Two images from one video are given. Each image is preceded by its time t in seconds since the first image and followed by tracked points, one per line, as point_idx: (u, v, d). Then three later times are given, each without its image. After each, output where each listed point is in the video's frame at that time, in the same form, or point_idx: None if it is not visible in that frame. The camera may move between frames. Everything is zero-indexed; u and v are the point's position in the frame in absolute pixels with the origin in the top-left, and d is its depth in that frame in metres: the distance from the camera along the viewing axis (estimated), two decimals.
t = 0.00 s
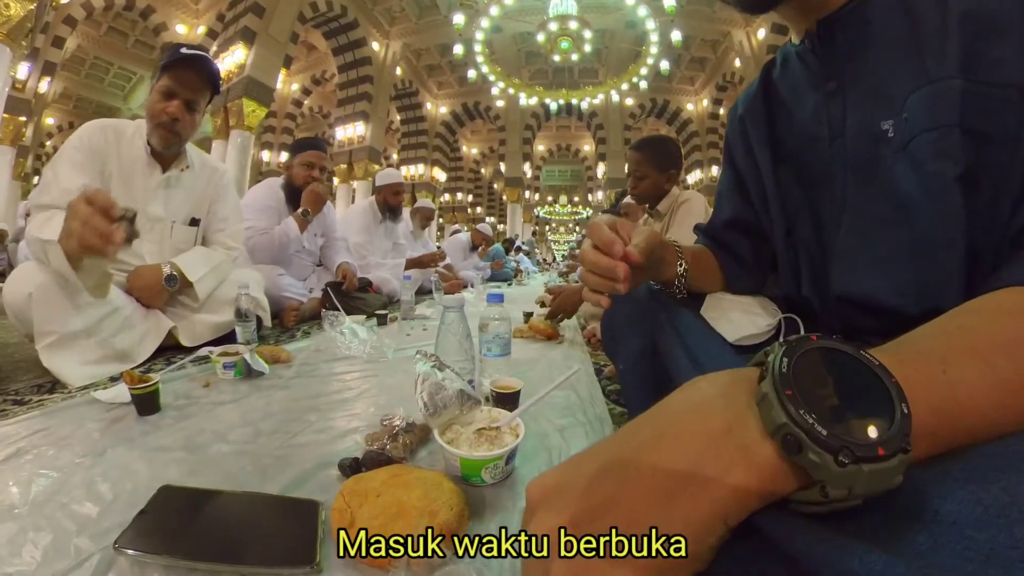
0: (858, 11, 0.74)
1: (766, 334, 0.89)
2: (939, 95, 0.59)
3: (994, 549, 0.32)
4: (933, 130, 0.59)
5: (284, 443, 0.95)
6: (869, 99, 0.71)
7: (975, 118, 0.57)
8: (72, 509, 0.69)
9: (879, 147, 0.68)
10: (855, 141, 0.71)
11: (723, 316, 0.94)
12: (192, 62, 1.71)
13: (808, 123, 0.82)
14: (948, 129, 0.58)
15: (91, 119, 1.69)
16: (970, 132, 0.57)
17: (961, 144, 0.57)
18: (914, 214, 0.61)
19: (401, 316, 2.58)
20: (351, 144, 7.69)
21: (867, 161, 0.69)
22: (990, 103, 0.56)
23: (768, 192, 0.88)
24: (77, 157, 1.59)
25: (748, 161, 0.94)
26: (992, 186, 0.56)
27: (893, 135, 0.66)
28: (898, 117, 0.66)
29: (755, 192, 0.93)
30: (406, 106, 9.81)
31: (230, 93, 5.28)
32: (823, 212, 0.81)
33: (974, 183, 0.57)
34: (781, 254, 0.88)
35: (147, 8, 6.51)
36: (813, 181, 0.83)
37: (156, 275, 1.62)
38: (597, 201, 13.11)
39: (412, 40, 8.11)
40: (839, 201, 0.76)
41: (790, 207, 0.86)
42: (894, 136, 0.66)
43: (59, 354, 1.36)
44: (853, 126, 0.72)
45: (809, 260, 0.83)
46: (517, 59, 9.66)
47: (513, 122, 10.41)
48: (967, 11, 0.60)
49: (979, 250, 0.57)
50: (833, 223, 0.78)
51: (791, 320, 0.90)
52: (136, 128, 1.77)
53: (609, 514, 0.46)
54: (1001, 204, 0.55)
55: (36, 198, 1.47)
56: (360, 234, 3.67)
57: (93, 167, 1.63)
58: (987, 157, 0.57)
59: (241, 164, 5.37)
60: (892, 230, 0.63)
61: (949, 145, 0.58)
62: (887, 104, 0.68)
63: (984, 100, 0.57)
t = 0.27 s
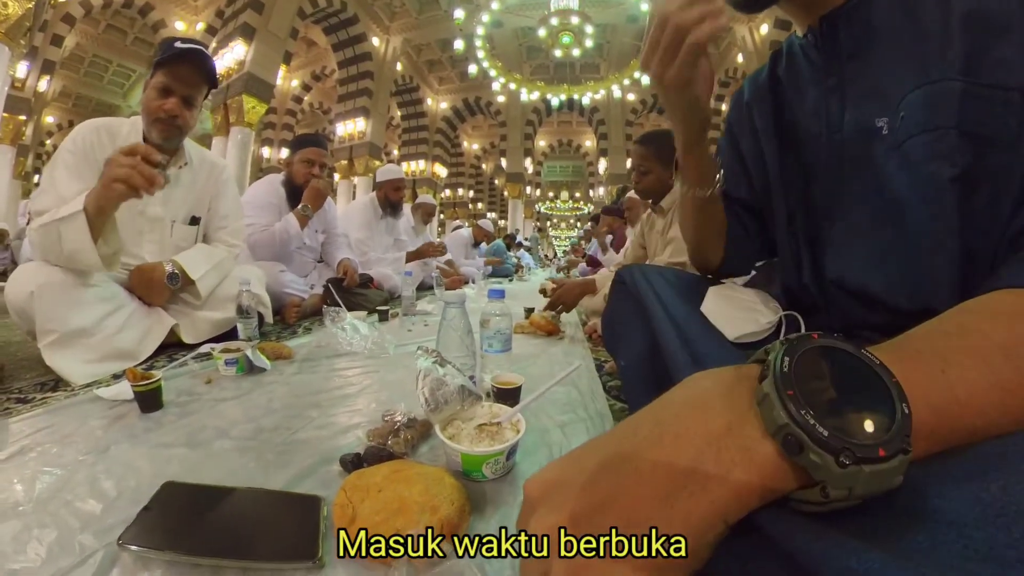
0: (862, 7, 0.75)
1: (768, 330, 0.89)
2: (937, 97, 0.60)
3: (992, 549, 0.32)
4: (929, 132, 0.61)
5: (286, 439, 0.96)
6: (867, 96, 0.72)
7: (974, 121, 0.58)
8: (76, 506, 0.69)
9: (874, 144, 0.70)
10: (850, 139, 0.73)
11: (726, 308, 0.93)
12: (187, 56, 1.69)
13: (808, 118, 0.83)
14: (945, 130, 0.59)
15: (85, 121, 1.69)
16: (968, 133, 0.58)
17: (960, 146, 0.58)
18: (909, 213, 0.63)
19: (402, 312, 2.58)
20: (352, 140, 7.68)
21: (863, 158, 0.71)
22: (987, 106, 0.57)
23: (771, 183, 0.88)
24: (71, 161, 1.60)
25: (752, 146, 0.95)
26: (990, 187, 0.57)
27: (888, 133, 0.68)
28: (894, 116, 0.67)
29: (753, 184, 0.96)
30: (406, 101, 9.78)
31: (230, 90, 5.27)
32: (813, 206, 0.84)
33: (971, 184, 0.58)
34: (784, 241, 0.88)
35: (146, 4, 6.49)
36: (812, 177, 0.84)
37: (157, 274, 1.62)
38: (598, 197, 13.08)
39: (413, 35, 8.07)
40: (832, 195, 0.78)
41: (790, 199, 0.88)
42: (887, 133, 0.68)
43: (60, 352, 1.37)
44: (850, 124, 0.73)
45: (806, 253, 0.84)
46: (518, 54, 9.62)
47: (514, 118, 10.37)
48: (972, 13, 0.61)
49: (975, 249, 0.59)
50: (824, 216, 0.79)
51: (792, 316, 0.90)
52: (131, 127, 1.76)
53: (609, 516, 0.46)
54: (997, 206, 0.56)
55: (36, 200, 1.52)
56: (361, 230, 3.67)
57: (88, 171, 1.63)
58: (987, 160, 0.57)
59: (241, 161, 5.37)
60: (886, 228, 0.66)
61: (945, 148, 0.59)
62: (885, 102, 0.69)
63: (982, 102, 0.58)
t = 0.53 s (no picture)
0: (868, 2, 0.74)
1: (768, 327, 0.89)
2: (941, 94, 0.60)
3: (991, 549, 0.32)
4: (932, 130, 0.60)
5: (288, 435, 0.96)
6: (869, 91, 0.72)
7: (977, 120, 0.57)
8: (80, 503, 0.70)
9: (874, 139, 0.70)
10: (851, 133, 0.73)
11: (725, 305, 0.93)
12: (179, 53, 1.68)
13: (812, 112, 0.84)
14: (949, 129, 0.58)
15: (82, 119, 1.68)
16: (972, 132, 0.57)
17: (964, 145, 0.57)
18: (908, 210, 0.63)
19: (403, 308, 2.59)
20: (352, 137, 7.68)
21: (863, 153, 0.72)
22: (993, 104, 0.56)
23: (775, 175, 0.91)
24: (69, 161, 1.61)
25: (756, 135, 0.98)
26: (994, 186, 0.56)
27: (888, 128, 0.68)
28: (896, 112, 0.67)
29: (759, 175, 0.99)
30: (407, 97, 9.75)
31: (230, 87, 5.27)
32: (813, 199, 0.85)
33: (975, 184, 0.58)
34: (784, 231, 0.90)
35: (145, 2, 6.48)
36: (814, 171, 0.85)
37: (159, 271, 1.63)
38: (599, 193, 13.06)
39: (413, 31, 8.03)
40: (833, 188, 0.79)
41: (794, 192, 0.90)
42: (887, 129, 0.68)
43: (63, 350, 1.38)
44: (851, 119, 0.74)
45: (809, 244, 0.86)
46: (519, 50, 9.58)
47: (515, 114, 10.35)
48: (980, 16, 0.60)
49: (976, 249, 0.59)
50: (826, 209, 0.80)
51: (792, 314, 0.91)
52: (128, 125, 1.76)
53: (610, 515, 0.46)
54: (1001, 207, 0.56)
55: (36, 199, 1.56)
56: (361, 226, 3.67)
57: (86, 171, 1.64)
58: (991, 159, 0.57)
59: (241, 158, 5.37)
60: (884, 223, 0.67)
61: (948, 146, 0.58)
62: (887, 97, 0.69)
63: (987, 101, 0.57)
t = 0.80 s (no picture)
0: None
1: (768, 324, 0.87)
2: (943, 94, 0.60)
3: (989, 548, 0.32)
4: (934, 129, 0.60)
5: (290, 431, 0.97)
6: (871, 89, 0.72)
7: (979, 120, 0.57)
8: (83, 500, 0.70)
9: (875, 137, 0.69)
10: (852, 131, 0.73)
11: (725, 301, 0.93)
12: (173, 48, 1.67)
13: (816, 108, 0.84)
14: (950, 129, 0.58)
15: (80, 118, 1.68)
16: (973, 132, 0.57)
17: (966, 145, 0.57)
18: (908, 209, 0.63)
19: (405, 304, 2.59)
20: (353, 132, 7.67)
21: (863, 150, 0.71)
22: (996, 104, 0.56)
23: (777, 171, 0.91)
24: (68, 160, 1.61)
25: (760, 132, 0.98)
26: (993, 189, 0.56)
27: (890, 126, 0.67)
28: (898, 110, 0.66)
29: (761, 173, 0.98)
30: (408, 93, 9.76)
31: (230, 83, 5.27)
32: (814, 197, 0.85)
33: (976, 186, 0.57)
34: (785, 229, 0.90)
35: None
36: (817, 169, 0.84)
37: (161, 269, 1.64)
38: (601, 189, 13.04)
39: (414, 26, 7.99)
40: (833, 187, 0.78)
41: (796, 188, 0.90)
42: (889, 127, 0.67)
43: (65, 347, 1.38)
44: (854, 116, 0.73)
45: (810, 242, 0.85)
46: (520, 45, 9.53)
47: (517, 109, 10.32)
48: (982, 14, 0.59)
49: (977, 250, 0.58)
50: (825, 207, 0.80)
51: (792, 311, 0.91)
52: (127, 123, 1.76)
53: (611, 516, 0.46)
54: (1000, 208, 0.55)
55: (35, 199, 1.57)
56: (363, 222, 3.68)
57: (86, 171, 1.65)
58: (992, 159, 0.56)
59: (242, 155, 5.37)
60: (884, 222, 0.67)
61: (949, 146, 0.58)
62: (889, 94, 0.69)
63: (988, 102, 0.56)
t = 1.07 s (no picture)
0: None
1: (768, 321, 0.86)
2: (943, 94, 0.59)
3: (987, 547, 0.32)
4: (934, 129, 0.59)
5: (293, 427, 0.97)
6: (871, 86, 0.71)
7: (980, 119, 0.56)
8: (87, 496, 0.71)
9: (875, 135, 0.69)
10: (852, 129, 0.73)
11: (725, 297, 0.93)
12: (171, 44, 1.66)
13: (817, 105, 0.84)
14: (949, 129, 0.58)
15: (78, 117, 1.68)
16: (973, 131, 0.57)
17: (965, 144, 0.57)
18: (908, 208, 0.63)
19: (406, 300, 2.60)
20: (353, 128, 7.66)
21: (863, 148, 0.71)
22: (996, 103, 0.56)
23: (779, 168, 0.90)
24: (68, 158, 1.61)
25: (761, 129, 0.98)
26: (993, 189, 0.56)
27: (890, 124, 0.67)
28: (898, 107, 0.66)
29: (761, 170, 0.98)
30: (408, 89, 9.74)
31: (230, 80, 5.26)
32: (815, 194, 0.84)
33: (976, 185, 0.57)
34: (786, 228, 0.90)
35: None
36: (817, 166, 0.84)
37: (162, 266, 1.65)
38: (602, 184, 13.01)
39: (414, 21, 7.95)
40: (833, 185, 0.78)
41: (797, 185, 0.90)
42: (890, 125, 0.67)
43: (67, 345, 1.39)
44: (854, 113, 0.73)
45: (810, 239, 0.85)
46: (520, 40, 9.48)
47: (518, 105, 10.29)
48: (983, 15, 0.59)
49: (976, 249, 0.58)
50: (825, 205, 0.80)
51: (794, 307, 0.91)
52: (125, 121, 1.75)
53: (611, 516, 0.47)
54: (1000, 209, 0.55)
55: (36, 197, 1.58)
56: (364, 218, 3.68)
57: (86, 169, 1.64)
58: (993, 159, 0.56)
59: (242, 151, 5.36)
60: (884, 221, 0.67)
61: (949, 145, 0.58)
62: (889, 92, 0.68)
63: (987, 102, 0.56)
